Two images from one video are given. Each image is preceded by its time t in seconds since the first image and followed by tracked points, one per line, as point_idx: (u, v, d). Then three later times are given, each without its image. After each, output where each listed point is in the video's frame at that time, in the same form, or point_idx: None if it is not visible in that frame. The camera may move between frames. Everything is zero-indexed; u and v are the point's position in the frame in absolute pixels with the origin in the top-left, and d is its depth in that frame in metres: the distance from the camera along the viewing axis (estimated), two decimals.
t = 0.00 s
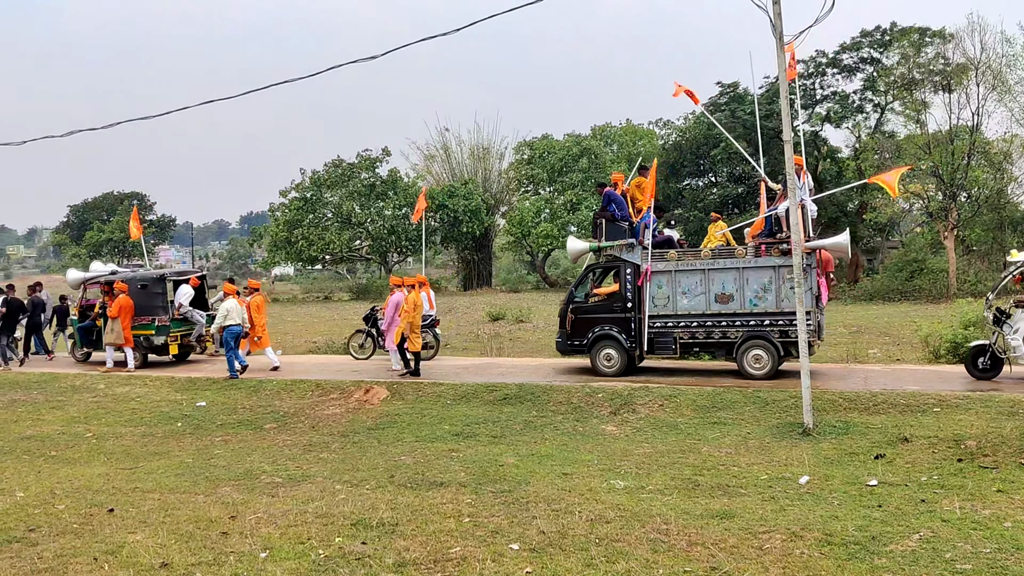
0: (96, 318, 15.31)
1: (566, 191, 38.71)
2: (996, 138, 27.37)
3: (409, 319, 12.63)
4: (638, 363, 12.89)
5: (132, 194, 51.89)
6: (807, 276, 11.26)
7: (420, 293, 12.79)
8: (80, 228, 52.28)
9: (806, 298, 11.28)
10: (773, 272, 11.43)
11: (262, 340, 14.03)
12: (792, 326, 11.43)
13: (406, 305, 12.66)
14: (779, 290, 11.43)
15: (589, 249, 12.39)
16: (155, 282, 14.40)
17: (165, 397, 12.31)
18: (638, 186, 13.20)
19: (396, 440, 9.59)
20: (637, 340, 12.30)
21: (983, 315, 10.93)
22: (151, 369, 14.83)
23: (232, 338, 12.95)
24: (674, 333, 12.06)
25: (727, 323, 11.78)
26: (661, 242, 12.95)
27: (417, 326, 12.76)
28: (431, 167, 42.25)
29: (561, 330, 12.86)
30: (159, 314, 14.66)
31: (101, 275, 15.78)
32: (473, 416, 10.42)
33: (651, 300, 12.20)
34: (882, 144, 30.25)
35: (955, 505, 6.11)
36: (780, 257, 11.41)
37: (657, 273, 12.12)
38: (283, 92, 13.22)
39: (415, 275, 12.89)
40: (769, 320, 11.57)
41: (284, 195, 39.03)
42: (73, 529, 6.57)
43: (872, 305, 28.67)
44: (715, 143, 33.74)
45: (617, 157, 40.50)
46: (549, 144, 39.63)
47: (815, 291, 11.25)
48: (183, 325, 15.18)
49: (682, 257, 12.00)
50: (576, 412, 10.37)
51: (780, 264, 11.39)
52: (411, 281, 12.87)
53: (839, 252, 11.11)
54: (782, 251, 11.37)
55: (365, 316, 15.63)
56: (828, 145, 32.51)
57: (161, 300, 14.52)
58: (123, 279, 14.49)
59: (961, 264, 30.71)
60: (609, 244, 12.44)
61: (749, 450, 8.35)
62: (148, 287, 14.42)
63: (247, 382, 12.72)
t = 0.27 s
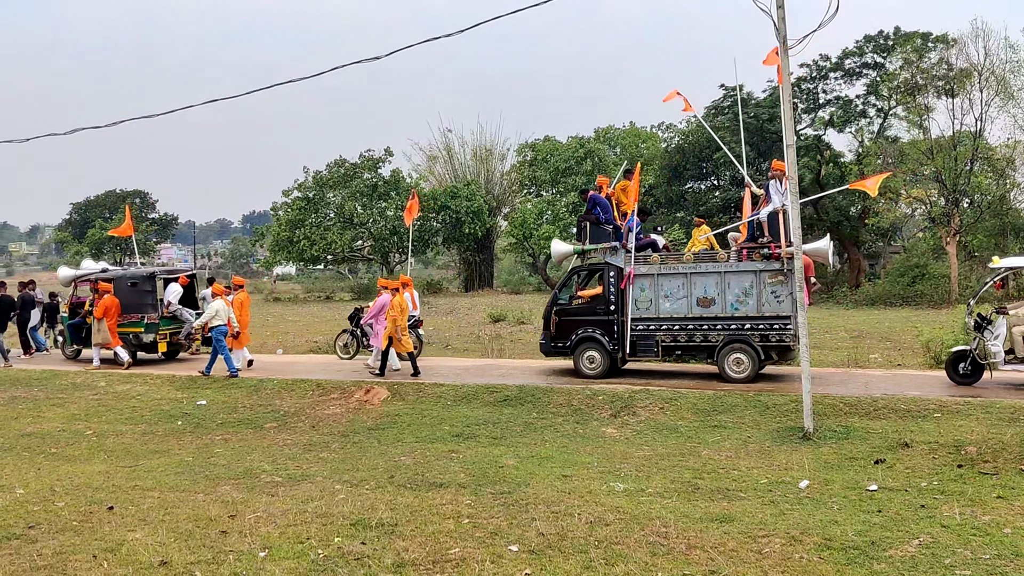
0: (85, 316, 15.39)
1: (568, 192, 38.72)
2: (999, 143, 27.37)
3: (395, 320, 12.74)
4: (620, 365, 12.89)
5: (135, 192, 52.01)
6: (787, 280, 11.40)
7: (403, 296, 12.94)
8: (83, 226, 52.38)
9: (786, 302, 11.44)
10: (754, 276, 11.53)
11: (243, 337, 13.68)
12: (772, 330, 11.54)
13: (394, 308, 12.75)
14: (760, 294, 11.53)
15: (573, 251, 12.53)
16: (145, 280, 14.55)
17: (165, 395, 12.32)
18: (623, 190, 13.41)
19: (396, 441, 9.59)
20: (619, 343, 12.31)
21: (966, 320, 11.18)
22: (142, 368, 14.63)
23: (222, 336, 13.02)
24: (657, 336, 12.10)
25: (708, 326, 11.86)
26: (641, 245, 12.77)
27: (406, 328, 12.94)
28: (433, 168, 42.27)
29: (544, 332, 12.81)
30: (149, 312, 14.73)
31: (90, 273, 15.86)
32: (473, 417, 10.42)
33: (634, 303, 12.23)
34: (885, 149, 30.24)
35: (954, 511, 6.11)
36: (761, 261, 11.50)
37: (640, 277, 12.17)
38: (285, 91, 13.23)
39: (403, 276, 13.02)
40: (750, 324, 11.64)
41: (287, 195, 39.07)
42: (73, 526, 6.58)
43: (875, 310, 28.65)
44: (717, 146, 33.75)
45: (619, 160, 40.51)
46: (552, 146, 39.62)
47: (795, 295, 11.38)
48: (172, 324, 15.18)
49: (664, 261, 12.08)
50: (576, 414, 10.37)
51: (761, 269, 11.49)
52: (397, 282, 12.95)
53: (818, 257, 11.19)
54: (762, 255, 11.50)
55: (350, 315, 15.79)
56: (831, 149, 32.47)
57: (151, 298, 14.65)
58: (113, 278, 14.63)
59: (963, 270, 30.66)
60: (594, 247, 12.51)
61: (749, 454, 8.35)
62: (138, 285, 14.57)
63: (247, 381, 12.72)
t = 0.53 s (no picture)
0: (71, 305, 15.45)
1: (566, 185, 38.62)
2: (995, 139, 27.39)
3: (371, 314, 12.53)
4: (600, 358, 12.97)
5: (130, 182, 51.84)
6: (762, 275, 11.37)
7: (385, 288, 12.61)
8: (79, 216, 52.21)
9: (761, 297, 11.42)
10: (730, 271, 11.53)
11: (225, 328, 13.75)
12: (747, 324, 11.54)
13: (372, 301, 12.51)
14: (735, 288, 11.53)
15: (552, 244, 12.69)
16: (128, 271, 14.57)
17: (161, 386, 12.31)
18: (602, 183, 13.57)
19: (392, 433, 9.59)
20: (596, 336, 12.38)
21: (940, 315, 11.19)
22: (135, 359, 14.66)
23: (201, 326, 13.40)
24: (633, 329, 12.16)
25: (683, 320, 11.89)
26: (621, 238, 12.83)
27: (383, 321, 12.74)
28: (429, 160, 42.19)
29: (524, 324, 12.96)
30: (132, 303, 14.72)
31: (74, 263, 15.82)
32: (468, 410, 10.43)
33: (611, 296, 12.29)
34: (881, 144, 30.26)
35: (948, 505, 6.14)
36: (736, 256, 11.49)
37: (618, 270, 12.20)
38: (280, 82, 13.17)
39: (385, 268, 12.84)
40: (725, 318, 11.64)
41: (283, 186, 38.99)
42: (68, 516, 6.58)
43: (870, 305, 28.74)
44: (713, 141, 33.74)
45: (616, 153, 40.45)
46: (550, 140, 39.53)
47: (770, 290, 11.37)
48: (155, 315, 15.11)
49: (642, 254, 12.10)
50: (571, 407, 10.38)
51: (736, 263, 11.48)
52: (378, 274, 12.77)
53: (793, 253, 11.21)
54: (738, 249, 11.46)
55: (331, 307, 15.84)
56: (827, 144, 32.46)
57: (134, 289, 14.64)
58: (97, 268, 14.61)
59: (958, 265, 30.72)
60: (573, 241, 12.51)
61: (744, 447, 8.38)
62: (122, 276, 14.60)
63: (243, 373, 12.71)
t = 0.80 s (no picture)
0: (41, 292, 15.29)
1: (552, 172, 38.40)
2: (978, 127, 27.56)
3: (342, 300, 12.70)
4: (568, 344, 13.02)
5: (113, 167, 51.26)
6: (727, 261, 11.48)
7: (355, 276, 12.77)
8: (61, 202, 51.60)
9: (726, 283, 11.55)
10: (695, 258, 11.63)
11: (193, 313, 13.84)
12: (712, 310, 11.67)
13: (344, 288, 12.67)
14: (700, 274, 11.64)
15: (520, 231, 12.72)
16: (100, 257, 14.40)
17: (145, 372, 12.21)
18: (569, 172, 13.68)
19: (378, 420, 9.56)
20: (565, 322, 12.41)
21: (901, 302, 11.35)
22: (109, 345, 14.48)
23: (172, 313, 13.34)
24: (601, 315, 12.22)
25: (650, 306, 11.97)
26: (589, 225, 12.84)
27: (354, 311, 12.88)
28: (415, 146, 41.96)
29: (493, 311, 12.95)
30: (103, 289, 14.67)
31: (44, 249, 15.60)
32: (454, 396, 10.43)
33: (579, 282, 12.31)
34: (865, 130, 30.38)
35: (930, 490, 6.20)
36: (702, 242, 11.57)
37: (586, 257, 12.21)
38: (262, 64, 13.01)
39: (352, 255, 12.90)
40: (691, 304, 11.76)
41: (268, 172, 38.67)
42: (52, 503, 6.51)
43: (854, 292, 28.94)
44: (699, 127, 33.75)
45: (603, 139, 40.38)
46: (536, 126, 39.38)
47: (734, 276, 11.50)
48: (127, 300, 15.03)
49: (609, 241, 12.11)
50: (557, 393, 10.39)
51: (702, 250, 11.57)
52: (348, 262, 12.80)
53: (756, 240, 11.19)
54: (703, 236, 11.55)
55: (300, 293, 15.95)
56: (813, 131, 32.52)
57: (106, 274, 14.57)
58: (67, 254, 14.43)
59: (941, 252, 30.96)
60: (540, 228, 12.53)
61: (728, 433, 8.42)
62: (93, 262, 14.44)
63: (228, 359, 12.62)
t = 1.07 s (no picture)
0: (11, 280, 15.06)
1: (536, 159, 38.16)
2: (959, 113, 27.78)
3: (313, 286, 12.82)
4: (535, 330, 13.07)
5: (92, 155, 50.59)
6: (690, 248, 11.63)
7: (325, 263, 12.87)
8: (39, 190, 50.85)
9: (689, 269, 11.71)
10: (659, 245, 11.76)
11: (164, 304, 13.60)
12: (675, 296, 11.82)
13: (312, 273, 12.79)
14: (663, 261, 11.77)
15: (487, 219, 12.56)
16: (68, 245, 14.26)
17: (126, 361, 12.08)
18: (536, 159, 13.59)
19: (362, 407, 9.52)
20: (531, 309, 12.43)
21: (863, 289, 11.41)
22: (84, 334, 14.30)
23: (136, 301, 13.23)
24: (567, 302, 12.28)
25: (615, 293, 12.07)
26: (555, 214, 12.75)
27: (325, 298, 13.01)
28: (398, 133, 41.68)
29: (460, 299, 12.92)
30: (72, 277, 14.46)
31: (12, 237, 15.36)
32: (438, 383, 10.40)
33: (545, 270, 12.32)
34: (847, 117, 30.50)
35: (911, 473, 6.25)
36: (665, 230, 11.71)
37: (552, 244, 12.24)
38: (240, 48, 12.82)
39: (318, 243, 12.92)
40: (655, 291, 11.89)
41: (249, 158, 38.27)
42: (33, 493, 6.43)
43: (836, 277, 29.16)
44: (682, 114, 33.78)
45: (586, 126, 40.31)
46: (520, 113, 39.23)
47: (697, 263, 11.67)
48: (98, 289, 14.82)
49: (575, 228, 12.17)
50: (541, 379, 10.40)
51: (665, 237, 11.70)
52: (315, 249, 12.84)
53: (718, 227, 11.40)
54: (666, 224, 11.69)
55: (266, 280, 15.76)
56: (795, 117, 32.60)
57: (74, 262, 14.39)
58: (35, 242, 14.27)
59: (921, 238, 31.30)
60: (506, 215, 12.48)
61: (710, 418, 8.46)
62: (61, 250, 14.30)
63: (210, 347, 12.51)
